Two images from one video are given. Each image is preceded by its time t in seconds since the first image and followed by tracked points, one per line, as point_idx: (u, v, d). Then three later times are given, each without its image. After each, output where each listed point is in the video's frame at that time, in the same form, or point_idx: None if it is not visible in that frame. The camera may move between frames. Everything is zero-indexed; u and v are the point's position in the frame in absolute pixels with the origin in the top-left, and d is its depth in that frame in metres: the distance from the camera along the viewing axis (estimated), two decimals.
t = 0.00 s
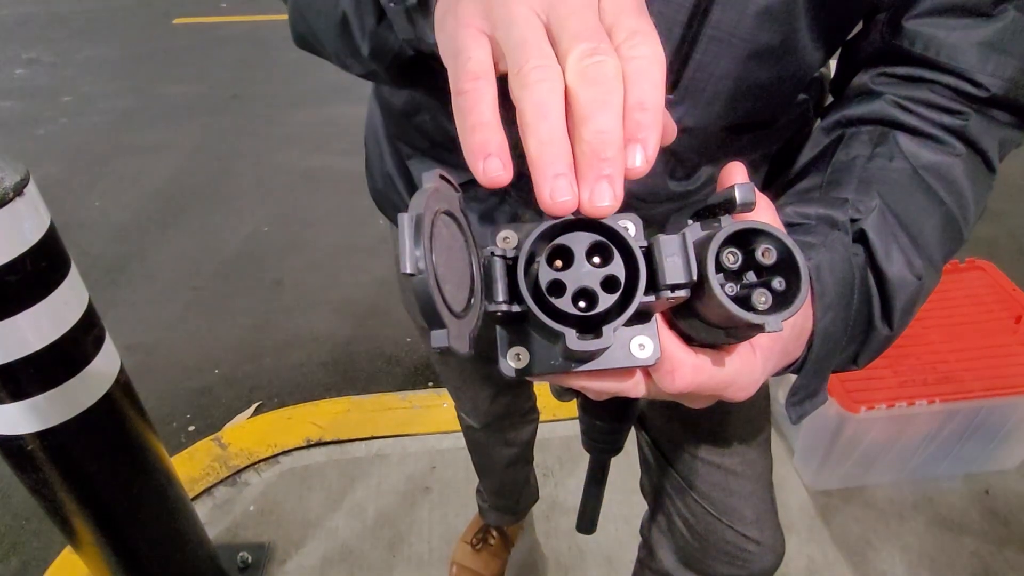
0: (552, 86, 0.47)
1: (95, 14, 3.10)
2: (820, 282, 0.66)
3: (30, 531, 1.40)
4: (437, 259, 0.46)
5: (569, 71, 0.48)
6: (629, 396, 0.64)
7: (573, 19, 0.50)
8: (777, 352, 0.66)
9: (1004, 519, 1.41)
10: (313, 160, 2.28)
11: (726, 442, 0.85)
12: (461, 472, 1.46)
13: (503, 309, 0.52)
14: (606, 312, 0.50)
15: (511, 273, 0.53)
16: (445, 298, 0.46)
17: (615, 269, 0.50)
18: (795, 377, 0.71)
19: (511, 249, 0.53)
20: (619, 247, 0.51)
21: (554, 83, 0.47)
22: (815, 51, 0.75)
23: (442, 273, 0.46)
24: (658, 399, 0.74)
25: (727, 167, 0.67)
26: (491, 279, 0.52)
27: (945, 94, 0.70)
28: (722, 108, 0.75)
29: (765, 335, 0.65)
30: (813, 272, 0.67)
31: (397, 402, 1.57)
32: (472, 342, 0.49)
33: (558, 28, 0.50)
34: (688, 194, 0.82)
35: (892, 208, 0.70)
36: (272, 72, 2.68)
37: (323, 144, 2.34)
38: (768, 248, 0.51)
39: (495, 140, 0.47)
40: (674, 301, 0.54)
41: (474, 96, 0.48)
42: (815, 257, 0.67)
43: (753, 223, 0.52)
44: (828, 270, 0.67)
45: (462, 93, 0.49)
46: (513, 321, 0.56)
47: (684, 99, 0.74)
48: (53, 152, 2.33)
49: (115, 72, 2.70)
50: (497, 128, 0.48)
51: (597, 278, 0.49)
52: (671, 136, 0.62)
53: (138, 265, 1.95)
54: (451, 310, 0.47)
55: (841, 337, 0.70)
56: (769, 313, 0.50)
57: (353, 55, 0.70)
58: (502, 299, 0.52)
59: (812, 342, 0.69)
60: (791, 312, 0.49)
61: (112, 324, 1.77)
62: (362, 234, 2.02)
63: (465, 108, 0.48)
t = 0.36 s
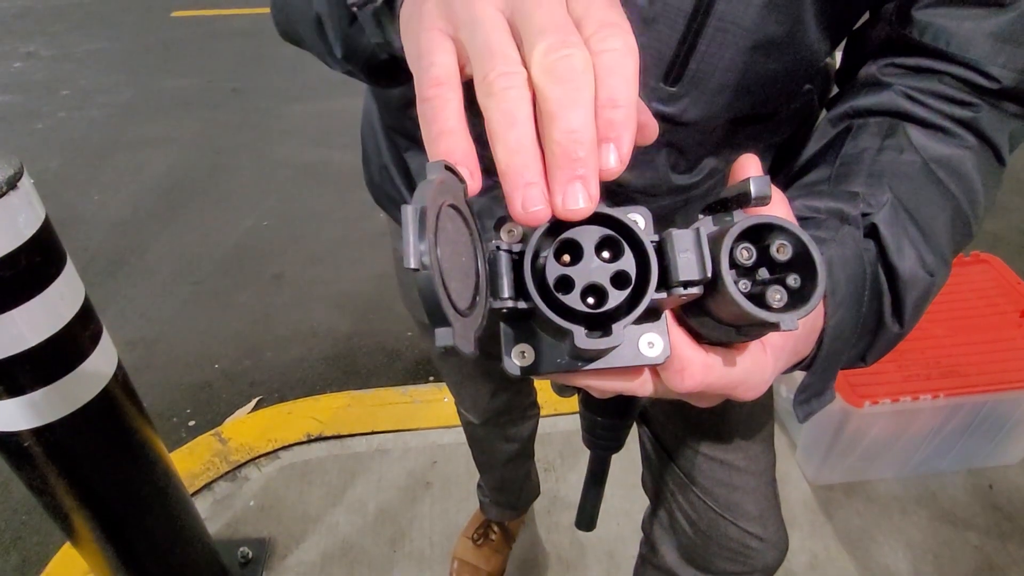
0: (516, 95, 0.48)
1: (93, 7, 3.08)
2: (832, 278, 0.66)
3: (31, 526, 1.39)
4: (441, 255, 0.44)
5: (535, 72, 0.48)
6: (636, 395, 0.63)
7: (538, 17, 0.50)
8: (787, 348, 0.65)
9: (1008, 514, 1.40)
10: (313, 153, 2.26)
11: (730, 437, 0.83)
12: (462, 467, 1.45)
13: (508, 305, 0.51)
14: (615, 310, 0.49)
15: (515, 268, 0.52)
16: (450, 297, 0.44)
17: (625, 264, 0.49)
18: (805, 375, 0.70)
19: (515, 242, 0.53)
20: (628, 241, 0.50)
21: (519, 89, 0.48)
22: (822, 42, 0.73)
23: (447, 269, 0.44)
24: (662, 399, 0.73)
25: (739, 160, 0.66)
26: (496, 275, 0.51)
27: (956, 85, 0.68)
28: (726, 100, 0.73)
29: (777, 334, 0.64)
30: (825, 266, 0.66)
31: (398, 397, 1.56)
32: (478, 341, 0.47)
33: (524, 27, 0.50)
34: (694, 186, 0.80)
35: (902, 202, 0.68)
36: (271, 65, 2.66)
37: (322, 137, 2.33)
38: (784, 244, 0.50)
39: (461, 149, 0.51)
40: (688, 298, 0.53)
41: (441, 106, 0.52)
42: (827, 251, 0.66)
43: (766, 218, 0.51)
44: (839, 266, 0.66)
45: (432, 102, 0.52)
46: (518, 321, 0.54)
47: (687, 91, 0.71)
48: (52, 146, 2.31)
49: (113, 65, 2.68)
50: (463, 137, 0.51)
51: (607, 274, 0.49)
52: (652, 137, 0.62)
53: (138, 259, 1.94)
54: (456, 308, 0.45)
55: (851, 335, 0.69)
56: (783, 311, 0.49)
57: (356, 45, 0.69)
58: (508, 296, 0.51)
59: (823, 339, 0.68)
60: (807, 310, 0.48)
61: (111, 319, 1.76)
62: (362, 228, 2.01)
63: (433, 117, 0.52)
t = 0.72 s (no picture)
0: (556, 14, 0.46)
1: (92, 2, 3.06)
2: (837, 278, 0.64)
3: (33, 522, 1.39)
4: (443, 265, 0.45)
5: None
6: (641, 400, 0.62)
7: None
8: (793, 351, 0.64)
9: (1009, 510, 1.39)
10: (313, 149, 2.25)
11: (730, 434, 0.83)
12: (462, 463, 1.45)
13: (512, 314, 0.50)
14: (620, 318, 0.48)
15: (519, 274, 0.51)
16: (453, 307, 0.45)
17: (630, 272, 0.48)
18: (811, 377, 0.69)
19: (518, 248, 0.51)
20: (634, 247, 0.49)
21: (554, 3, 0.46)
22: (825, 36, 0.73)
23: (450, 280, 0.46)
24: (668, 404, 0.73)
25: (745, 162, 0.66)
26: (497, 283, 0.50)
27: (962, 81, 0.68)
28: (728, 96, 0.73)
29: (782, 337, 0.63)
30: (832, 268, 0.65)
31: (398, 393, 1.56)
32: (481, 350, 0.48)
33: None
34: (694, 184, 0.80)
35: (908, 201, 0.68)
36: (271, 60, 2.65)
37: (322, 133, 2.32)
38: (791, 248, 0.49)
39: (514, 81, 0.46)
40: (693, 305, 0.52)
41: (481, 40, 0.46)
42: (833, 253, 0.65)
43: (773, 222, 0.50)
44: (846, 268, 0.65)
45: (466, 39, 0.47)
46: (520, 326, 0.53)
47: (689, 87, 0.71)
48: (51, 142, 2.30)
49: (112, 60, 2.66)
50: (513, 68, 0.46)
51: (612, 281, 0.48)
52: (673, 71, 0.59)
53: (138, 255, 1.93)
54: (459, 318, 0.46)
55: (858, 334, 0.68)
56: (791, 318, 0.49)
57: (360, 40, 0.68)
58: (511, 304, 0.49)
59: (829, 339, 0.67)
60: (816, 317, 0.48)
61: (112, 315, 1.76)
62: (362, 223, 2.00)
63: (476, 55, 0.46)
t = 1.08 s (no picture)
0: (551, 22, 0.45)
1: None
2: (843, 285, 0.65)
3: (37, 518, 1.40)
4: (457, 278, 0.45)
5: None
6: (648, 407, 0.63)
7: None
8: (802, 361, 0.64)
9: (1009, 504, 1.40)
10: (313, 145, 2.25)
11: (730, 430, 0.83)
12: (463, 459, 1.45)
13: (521, 323, 0.50)
14: (630, 328, 0.49)
15: (529, 284, 0.52)
16: (466, 321, 0.45)
17: (640, 282, 0.50)
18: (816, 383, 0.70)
19: (528, 256, 0.52)
20: (644, 257, 0.51)
21: (550, 12, 0.45)
22: (829, 40, 0.72)
23: (463, 293, 0.45)
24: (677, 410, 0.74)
25: (755, 171, 0.65)
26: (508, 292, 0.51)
27: (967, 87, 0.68)
28: (731, 99, 0.72)
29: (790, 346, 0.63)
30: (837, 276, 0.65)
31: (399, 389, 1.56)
32: (491, 364, 0.48)
33: None
34: (694, 184, 0.80)
35: (915, 208, 0.67)
36: (271, 55, 2.64)
37: (322, 128, 2.31)
38: (801, 259, 0.50)
39: (513, 89, 0.45)
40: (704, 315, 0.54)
41: (479, 49, 0.46)
42: (840, 259, 0.65)
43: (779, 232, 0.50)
44: (852, 275, 0.65)
45: (464, 49, 0.47)
46: (528, 335, 0.55)
47: (690, 91, 0.71)
48: (51, 138, 2.30)
49: (111, 56, 2.65)
50: (510, 76, 0.46)
51: (623, 292, 0.49)
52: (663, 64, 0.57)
53: (139, 252, 1.93)
54: (471, 332, 0.46)
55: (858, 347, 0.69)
56: (801, 329, 0.49)
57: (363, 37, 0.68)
58: (520, 314, 0.50)
59: (835, 346, 0.67)
60: (826, 327, 0.48)
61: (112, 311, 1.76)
62: (363, 219, 2.00)
63: (475, 65, 0.46)
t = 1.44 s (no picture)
0: None
1: None
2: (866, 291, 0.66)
3: (38, 514, 1.40)
4: (486, 283, 0.45)
5: None
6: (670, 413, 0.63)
7: None
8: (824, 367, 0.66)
9: (1008, 500, 1.41)
10: (313, 141, 2.25)
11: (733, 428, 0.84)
12: (465, 456, 1.45)
13: (547, 329, 0.52)
14: (657, 332, 0.50)
15: (554, 289, 0.53)
16: (496, 326, 0.45)
17: (667, 286, 0.50)
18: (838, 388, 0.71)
19: (551, 261, 0.53)
20: (671, 260, 0.51)
21: None
22: (846, 44, 0.74)
23: (492, 297, 0.46)
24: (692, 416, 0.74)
25: (779, 173, 0.66)
26: (534, 297, 0.52)
27: (987, 90, 0.69)
28: (747, 106, 0.73)
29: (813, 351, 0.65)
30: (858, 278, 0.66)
31: (401, 386, 1.56)
32: (519, 368, 0.49)
33: None
34: (705, 187, 0.80)
35: (936, 209, 0.69)
36: (269, 51, 2.63)
37: (321, 125, 2.31)
38: (830, 262, 0.50)
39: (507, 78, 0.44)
40: (730, 320, 0.54)
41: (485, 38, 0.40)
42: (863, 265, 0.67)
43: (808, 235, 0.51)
44: (876, 277, 0.67)
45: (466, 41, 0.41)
46: (552, 341, 0.55)
47: (708, 98, 0.72)
48: (50, 134, 2.29)
49: (108, 52, 2.64)
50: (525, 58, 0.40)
51: (649, 296, 0.49)
52: None
53: (138, 248, 1.93)
54: (501, 337, 0.46)
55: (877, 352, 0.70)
56: (831, 333, 0.49)
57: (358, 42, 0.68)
58: (546, 319, 0.52)
59: (858, 351, 0.69)
60: (857, 331, 0.48)
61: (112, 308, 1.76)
62: (362, 216, 2.00)
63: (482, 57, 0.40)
